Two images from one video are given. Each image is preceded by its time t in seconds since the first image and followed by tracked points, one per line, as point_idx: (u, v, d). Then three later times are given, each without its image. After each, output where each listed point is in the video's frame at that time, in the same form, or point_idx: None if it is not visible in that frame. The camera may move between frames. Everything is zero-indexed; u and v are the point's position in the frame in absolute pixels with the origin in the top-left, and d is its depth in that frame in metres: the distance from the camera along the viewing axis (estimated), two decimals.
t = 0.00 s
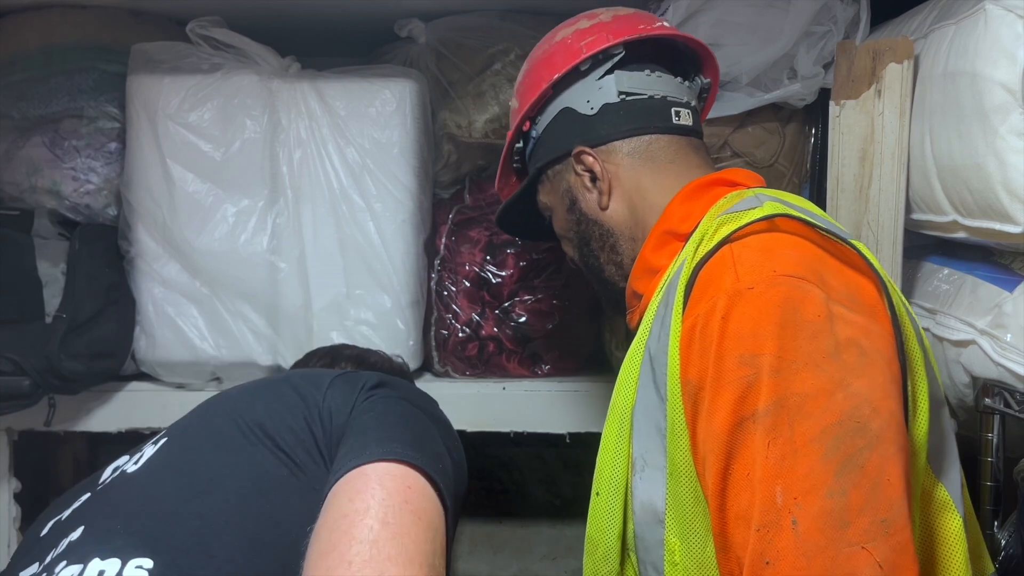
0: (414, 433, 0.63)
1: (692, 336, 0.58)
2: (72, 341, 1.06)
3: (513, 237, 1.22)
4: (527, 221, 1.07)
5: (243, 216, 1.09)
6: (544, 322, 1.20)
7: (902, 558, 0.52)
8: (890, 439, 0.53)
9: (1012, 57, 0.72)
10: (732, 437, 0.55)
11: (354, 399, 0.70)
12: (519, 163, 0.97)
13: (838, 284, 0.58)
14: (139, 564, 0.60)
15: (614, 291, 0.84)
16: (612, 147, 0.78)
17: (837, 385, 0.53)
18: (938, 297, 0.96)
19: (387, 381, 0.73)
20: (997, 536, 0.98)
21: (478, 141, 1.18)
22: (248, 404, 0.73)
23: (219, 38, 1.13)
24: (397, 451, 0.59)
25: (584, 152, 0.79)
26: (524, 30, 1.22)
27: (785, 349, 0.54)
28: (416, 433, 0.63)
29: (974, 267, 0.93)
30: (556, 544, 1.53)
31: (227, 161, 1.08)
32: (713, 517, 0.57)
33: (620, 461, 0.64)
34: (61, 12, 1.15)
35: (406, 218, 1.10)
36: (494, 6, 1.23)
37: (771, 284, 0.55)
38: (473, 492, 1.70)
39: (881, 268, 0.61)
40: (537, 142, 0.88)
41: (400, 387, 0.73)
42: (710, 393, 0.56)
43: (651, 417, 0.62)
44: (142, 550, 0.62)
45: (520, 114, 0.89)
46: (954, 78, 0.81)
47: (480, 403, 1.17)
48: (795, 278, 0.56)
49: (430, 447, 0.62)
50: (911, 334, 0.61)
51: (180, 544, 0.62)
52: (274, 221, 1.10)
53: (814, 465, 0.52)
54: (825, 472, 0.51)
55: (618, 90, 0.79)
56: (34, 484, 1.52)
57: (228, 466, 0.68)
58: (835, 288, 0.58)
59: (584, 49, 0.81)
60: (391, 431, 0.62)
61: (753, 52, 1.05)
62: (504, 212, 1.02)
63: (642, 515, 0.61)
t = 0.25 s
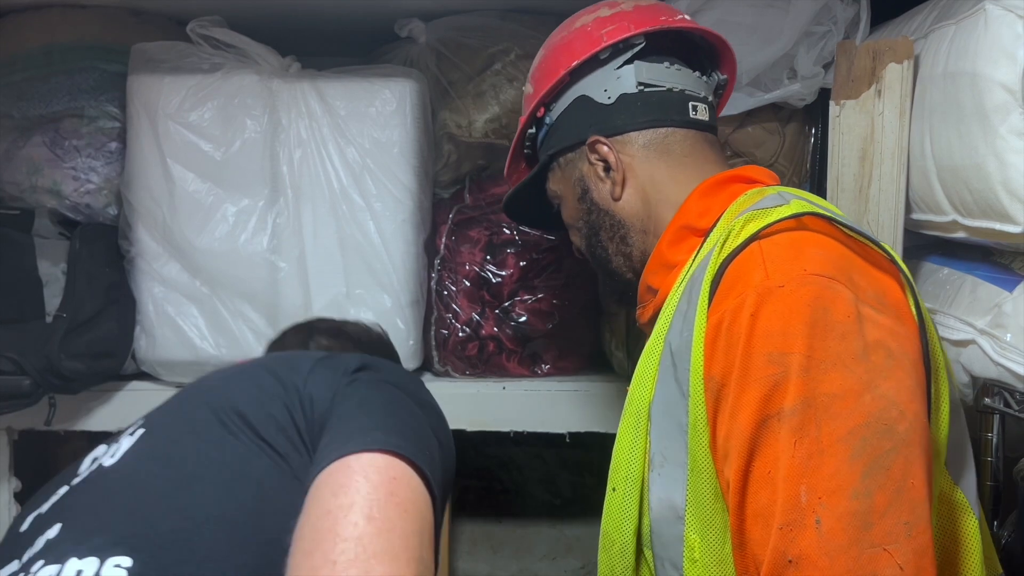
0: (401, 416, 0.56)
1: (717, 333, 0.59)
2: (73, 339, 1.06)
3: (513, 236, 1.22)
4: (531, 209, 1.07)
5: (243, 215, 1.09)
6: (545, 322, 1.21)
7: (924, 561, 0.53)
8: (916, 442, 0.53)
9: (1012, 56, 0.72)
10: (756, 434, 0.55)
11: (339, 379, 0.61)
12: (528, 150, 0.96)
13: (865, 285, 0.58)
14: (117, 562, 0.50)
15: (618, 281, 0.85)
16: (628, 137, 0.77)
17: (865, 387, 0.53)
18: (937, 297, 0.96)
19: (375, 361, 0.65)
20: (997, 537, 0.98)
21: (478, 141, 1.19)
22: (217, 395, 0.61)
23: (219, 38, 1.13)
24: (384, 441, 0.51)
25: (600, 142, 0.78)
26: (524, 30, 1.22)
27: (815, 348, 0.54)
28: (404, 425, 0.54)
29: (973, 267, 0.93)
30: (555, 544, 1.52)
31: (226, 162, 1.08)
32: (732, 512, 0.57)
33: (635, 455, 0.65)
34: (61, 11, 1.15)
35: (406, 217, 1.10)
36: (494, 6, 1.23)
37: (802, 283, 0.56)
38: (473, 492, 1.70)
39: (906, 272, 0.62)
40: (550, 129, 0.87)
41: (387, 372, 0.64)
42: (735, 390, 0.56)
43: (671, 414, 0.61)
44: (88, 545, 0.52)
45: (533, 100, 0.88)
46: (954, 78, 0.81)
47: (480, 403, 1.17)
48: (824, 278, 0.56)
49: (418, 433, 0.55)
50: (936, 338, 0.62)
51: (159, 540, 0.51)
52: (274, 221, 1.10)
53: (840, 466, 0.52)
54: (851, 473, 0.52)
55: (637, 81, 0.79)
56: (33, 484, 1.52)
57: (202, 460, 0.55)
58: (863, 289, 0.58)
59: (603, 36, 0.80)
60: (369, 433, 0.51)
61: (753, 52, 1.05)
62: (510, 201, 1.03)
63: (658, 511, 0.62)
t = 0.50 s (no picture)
0: (326, 361, 0.47)
1: (739, 334, 0.57)
2: (72, 339, 1.09)
3: (513, 236, 1.22)
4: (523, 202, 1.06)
5: (243, 215, 1.09)
6: (545, 321, 1.21)
7: (948, 561, 0.53)
8: (940, 443, 0.53)
9: (1012, 56, 0.72)
10: (781, 436, 0.54)
11: (247, 318, 0.51)
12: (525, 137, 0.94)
13: (887, 285, 0.58)
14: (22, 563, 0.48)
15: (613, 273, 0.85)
16: (635, 130, 0.76)
17: (893, 389, 0.53)
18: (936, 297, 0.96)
19: (295, 290, 0.54)
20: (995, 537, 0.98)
21: (477, 141, 1.19)
22: (129, 331, 0.53)
23: (219, 38, 1.13)
24: (301, 395, 0.43)
25: (606, 133, 0.77)
26: (524, 30, 1.22)
27: (842, 350, 0.53)
28: (330, 370, 0.47)
29: (972, 267, 0.93)
30: (555, 543, 1.53)
31: (225, 162, 1.08)
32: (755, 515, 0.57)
33: (649, 455, 0.64)
34: (61, 11, 1.15)
35: (406, 217, 1.11)
36: (494, 6, 1.24)
37: (828, 284, 0.55)
38: (473, 492, 1.70)
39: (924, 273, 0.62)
40: (552, 117, 0.84)
41: (312, 302, 0.54)
42: (760, 391, 0.55)
43: (687, 415, 0.61)
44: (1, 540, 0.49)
45: (537, 87, 0.85)
46: (953, 77, 0.81)
47: (480, 403, 1.17)
48: (849, 278, 0.55)
49: (348, 381, 0.47)
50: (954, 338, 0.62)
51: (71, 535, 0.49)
52: (274, 221, 1.10)
53: (868, 468, 0.51)
54: (880, 475, 0.51)
55: (648, 73, 0.77)
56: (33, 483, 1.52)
57: (112, 421, 0.50)
58: (886, 290, 0.57)
59: (616, 27, 0.78)
60: (287, 380, 0.44)
61: (753, 51, 1.05)
62: (502, 193, 1.02)
63: (672, 511, 0.61)
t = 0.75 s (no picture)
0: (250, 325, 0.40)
1: (755, 339, 0.57)
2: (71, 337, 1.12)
3: (513, 236, 1.22)
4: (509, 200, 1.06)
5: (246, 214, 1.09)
6: (544, 321, 1.21)
7: (971, 564, 0.53)
8: (959, 446, 0.53)
9: (1011, 57, 0.72)
10: (803, 442, 0.53)
11: (153, 280, 0.43)
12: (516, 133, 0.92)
13: (901, 289, 0.58)
14: None
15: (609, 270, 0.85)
16: (637, 126, 0.76)
17: (915, 394, 0.52)
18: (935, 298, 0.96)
19: (210, 237, 0.46)
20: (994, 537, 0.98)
21: (477, 141, 1.20)
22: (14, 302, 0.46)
23: (218, 38, 1.13)
24: (219, 367, 0.37)
25: (609, 128, 0.76)
26: (524, 30, 1.22)
27: (864, 354, 0.52)
28: (262, 334, 0.40)
29: (972, 267, 0.93)
30: (555, 543, 1.53)
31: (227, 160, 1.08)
32: (775, 523, 0.56)
33: (658, 459, 0.63)
34: (61, 12, 1.15)
35: (406, 217, 1.11)
36: (494, 6, 1.23)
37: (846, 287, 0.54)
38: (473, 492, 1.70)
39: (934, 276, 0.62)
40: (549, 112, 0.83)
41: (231, 249, 0.45)
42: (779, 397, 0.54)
43: (700, 419, 0.60)
44: None
45: (533, 80, 0.84)
46: (952, 78, 0.81)
47: (481, 403, 1.17)
48: (868, 282, 0.54)
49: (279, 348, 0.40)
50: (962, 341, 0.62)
51: None
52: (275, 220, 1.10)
53: (894, 474, 0.51)
54: (906, 481, 0.51)
55: (650, 68, 0.77)
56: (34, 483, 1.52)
57: (7, 416, 0.43)
58: (901, 293, 0.57)
59: (618, 21, 0.78)
60: (211, 345, 0.38)
61: (753, 51, 1.05)
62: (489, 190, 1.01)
63: (683, 516, 0.61)
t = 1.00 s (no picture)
0: (158, 318, 0.39)
1: (756, 351, 0.56)
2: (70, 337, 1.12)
3: (513, 237, 1.22)
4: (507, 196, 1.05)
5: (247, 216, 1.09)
6: (545, 322, 1.20)
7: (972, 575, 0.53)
8: (961, 459, 0.54)
9: (1011, 59, 0.72)
10: (805, 456, 0.53)
11: (40, 262, 0.42)
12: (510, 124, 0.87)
13: (904, 300, 0.57)
14: None
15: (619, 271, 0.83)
16: (655, 121, 0.74)
17: (917, 409, 0.52)
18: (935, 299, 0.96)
19: (128, 199, 0.44)
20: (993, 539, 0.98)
21: (478, 142, 1.21)
22: None
23: (220, 39, 1.13)
24: (132, 382, 0.37)
25: (628, 123, 0.74)
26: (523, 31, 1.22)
27: (866, 369, 0.52)
28: (172, 327, 0.39)
29: (971, 268, 0.93)
30: (555, 544, 1.53)
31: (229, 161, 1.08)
32: (776, 535, 0.56)
33: (658, 463, 0.63)
34: (61, 12, 1.15)
35: (407, 218, 1.11)
36: (494, 7, 1.24)
37: (849, 300, 0.54)
38: (473, 492, 1.70)
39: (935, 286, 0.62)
40: (558, 105, 0.79)
41: (146, 211, 0.44)
42: (780, 411, 0.54)
43: (702, 428, 0.60)
44: None
45: (541, 71, 0.80)
46: (952, 80, 0.81)
47: (481, 403, 1.18)
48: (870, 295, 0.54)
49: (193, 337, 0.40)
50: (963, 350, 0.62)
51: None
52: (275, 221, 1.10)
53: (896, 489, 0.51)
54: (907, 495, 0.51)
55: (669, 62, 0.76)
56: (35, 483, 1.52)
57: None
58: (905, 305, 0.57)
59: (635, 13, 0.77)
60: (115, 344, 0.37)
61: (753, 52, 1.05)
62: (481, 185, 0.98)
63: (684, 521, 0.61)
